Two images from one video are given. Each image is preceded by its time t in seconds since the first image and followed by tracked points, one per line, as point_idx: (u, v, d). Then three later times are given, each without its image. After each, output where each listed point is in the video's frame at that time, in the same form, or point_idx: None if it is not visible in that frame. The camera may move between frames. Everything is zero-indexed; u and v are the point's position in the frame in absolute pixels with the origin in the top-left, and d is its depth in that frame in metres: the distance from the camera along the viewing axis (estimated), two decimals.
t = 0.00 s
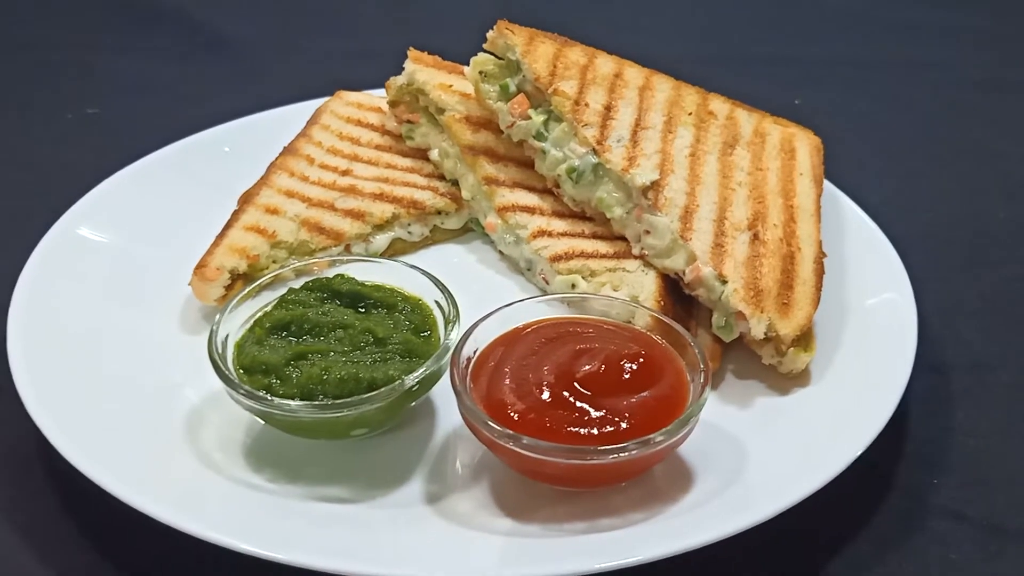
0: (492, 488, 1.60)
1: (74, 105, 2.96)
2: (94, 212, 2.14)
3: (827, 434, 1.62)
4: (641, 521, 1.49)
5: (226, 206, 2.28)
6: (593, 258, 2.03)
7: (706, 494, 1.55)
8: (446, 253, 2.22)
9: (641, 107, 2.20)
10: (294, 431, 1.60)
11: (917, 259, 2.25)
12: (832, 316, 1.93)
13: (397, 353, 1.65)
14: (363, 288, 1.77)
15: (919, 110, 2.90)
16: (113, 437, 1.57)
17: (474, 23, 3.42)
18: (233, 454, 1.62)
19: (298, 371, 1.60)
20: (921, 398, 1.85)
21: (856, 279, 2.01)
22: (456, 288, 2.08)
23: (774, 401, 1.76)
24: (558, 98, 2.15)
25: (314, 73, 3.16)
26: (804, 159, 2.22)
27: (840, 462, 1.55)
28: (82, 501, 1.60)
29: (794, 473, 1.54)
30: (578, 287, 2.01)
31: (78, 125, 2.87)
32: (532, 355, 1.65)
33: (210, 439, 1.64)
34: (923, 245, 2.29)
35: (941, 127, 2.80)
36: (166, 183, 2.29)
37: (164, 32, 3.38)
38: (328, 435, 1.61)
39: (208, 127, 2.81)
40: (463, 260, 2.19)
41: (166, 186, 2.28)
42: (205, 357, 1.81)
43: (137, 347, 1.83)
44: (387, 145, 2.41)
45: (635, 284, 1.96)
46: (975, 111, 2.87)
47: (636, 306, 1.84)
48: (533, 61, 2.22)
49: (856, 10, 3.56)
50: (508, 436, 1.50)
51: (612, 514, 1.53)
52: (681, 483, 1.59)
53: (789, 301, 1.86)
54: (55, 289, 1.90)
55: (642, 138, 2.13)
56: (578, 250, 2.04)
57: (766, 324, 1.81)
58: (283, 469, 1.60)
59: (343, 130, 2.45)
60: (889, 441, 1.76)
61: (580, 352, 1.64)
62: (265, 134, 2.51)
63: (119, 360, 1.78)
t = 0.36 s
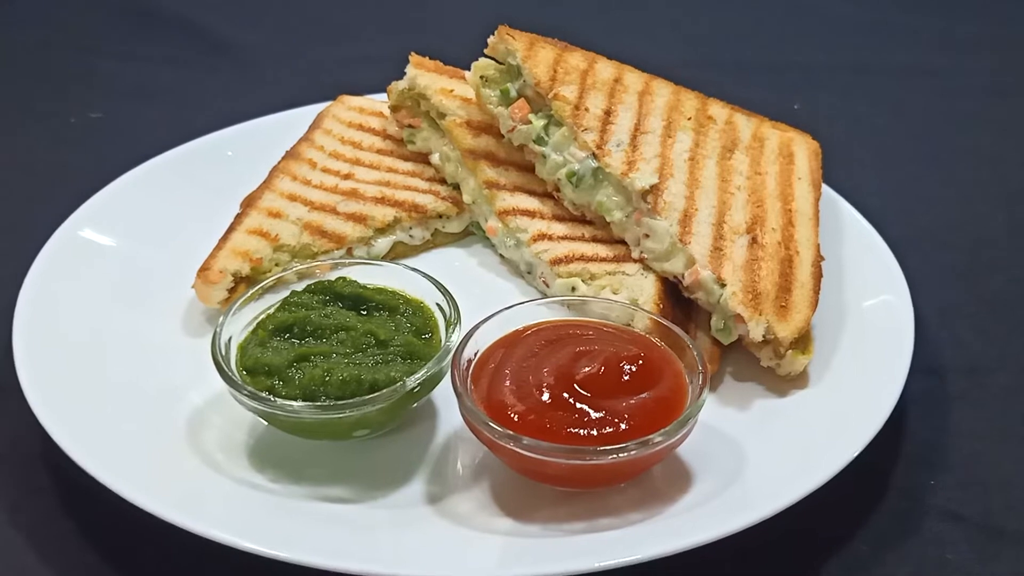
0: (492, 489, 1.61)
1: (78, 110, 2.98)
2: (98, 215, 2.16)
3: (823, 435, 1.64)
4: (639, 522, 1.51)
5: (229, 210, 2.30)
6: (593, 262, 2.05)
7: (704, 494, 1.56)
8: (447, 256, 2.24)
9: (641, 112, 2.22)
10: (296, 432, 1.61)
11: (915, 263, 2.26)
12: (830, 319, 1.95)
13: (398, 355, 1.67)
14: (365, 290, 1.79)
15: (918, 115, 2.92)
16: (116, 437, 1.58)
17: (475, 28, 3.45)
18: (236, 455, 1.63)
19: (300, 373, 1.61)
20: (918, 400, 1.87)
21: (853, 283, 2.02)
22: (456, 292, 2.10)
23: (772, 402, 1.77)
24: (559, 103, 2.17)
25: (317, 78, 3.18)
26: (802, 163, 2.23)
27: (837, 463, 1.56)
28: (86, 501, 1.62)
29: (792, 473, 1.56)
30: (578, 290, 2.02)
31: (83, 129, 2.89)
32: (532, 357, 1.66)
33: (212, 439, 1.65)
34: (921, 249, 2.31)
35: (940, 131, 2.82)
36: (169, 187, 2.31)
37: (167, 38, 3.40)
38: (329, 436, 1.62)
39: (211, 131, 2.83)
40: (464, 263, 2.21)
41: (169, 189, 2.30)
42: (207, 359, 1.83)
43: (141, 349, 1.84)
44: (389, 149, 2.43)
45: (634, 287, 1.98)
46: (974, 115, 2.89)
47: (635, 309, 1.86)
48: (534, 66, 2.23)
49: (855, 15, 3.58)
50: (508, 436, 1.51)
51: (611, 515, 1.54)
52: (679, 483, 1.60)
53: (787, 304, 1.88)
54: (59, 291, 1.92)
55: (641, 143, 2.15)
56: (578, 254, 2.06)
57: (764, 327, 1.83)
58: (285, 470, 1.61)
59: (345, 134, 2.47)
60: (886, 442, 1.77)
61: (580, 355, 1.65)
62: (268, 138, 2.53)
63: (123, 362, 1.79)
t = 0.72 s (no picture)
0: (497, 489, 1.64)
1: (87, 115, 3.01)
2: (109, 219, 2.19)
3: (823, 438, 1.67)
4: (642, 523, 1.54)
5: (238, 215, 2.33)
6: (597, 267, 2.08)
7: (705, 497, 1.59)
8: (453, 261, 2.27)
9: (644, 119, 2.25)
10: (304, 433, 1.64)
11: (915, 269, 2.29)
12: (830, 325, 1.97)
13: (405, 358, 1.69)
14: (373, 294, 1.82)
15: (920, 123, 2.94)
16: (127, 439, 1.61)
17: (481, 35, 3.48)
18: (245, 455, 1.66)
19: (309, 375, 1.64)
20: (917, 404, 1.89)
21: (854, 289, 2.05)
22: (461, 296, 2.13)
23: (773, 407, 1.80)
24: (564, 110, 2.20)
25: (323, 84, 3.22)
26: (804, 170, 2.26)
27: (837, 466, 1.59)
28: (99, 501, 1.64)
29: (792, 476, 1.59)
30: (582, 295, 2.05)
31: (93, 134, 2.92)
32: (537, 360, 1.69)
33: (221, 441, 1.68)
34: (922, 255, 2.33)
35: (941, 139, 2.84)
36: (179, 192, 2.34)
37: (176, 44, 3.44)
38: (337, 437, 1.65)
39: (219, 137, 2.86)
40: (470, 267, 2.24)
41: (179, 194, 2.33)
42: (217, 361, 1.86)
43: (151, 351, 1.87)
44: (396, 155, 2.46)
45: (637, 292, 2.01)
46: (972, 122, 2.92)
47: (638, 314, 1.89)
48: (539, 73, 2.27)
49: (855, 23, 3.62)
50: (513, 438, 1.54)
51: (614, 516, 1.57)
52: (681, 486, 1.63)
53: (788, 309, 1.90)
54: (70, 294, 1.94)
55: (645, 150, 2.17)
56: (582, 259, 2.09)
57: (766, 332, 1.85)
58: (293, 470, 1.64)
59: (353, 140, 2.50)
60: (885, 445, 1.80)
61: (584, 358, 1.68)
62: (276, 144, 2.57)
63: (133, 364, 1.82)
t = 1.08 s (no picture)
0: (497, 495, 1.63)
1: (99, 117, 3.04)
2: (116, 220, 2.20)
3: (824, 448, 1.66)
4: (641, 531, 1.53)
5: (244, 218, 2.34)
6: (600, 272, 2.07)
7: (705, 504, 1.58)
8: (457, 265, 2.27)
9: (651, 125, 2.24)
10: (303, 436, 1.64)
11: (923, 279, 2.26)
12: (835, 333, 1.96)
13: (405, 362, 1.69)
14: (375, 298, 1.82)
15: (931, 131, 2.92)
16: (126, 439, 1.62)
17: (491, 40, 3.48)
18: (244, 458, 1.66)
19: (308, 378, 1.64)
20: (922, 414, 1.87)
21: (859, 297, 2.03)
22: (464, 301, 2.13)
23: (775, 416, 1.79)
24: (569, 115, 2.20)
25: (332, 88, 3.23)
26: (811, 178, 2.24)
27: (838, 476, 1.57)
28: (101, 501, 1.65)
29: (792, 485, 1.58)
30: (585, 300, 2.04)
31: (103, 136, 2.95)
32: (537, 366, 1.69)
33: (221, 442, 1.69)
34: (930, 265, 2.31)
35: (952, 148, 2.82)
36: (186, 194, 2.35)
37: (189, 47, 3.47)
38: (336, 441, 1.65)
39: (228, 139, 2.88)
40: (475, 272, 2.24)
41: (186, 196, 2.35)
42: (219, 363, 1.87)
43: (155, 352, 1.88)
44: (403, 159, 2.46)
45: (641, 298, 2.00)
46: (983, 131, 2.90)
47: (641, 320, 1.88)
48: (546, 79, 2.26)
49: (867, 30, 3.60)
50: (512, 444, 1.54)
51: (613, 523, 1.56)
52: (681, 493, 1.62)
53: (791, 317, 1.89)
54: (77, 294, 1.96)
55: (651, 156, 2.17)
56: (585, 265, 2.08)
57: (769, 340, 1.84)
58: (292, 473, 1.64)
59: (360, 143, 2.50)
60: (889, 455, 1.78)
61: (584, 364, 1.68)
62: (283, 147, 2.58)
63: (136, 364, 1.83)
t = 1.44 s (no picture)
0: (485, 504, 1.63)
1: (105, 120, 3.06)
2: (116, 224, 2.21)
3: (816, 462, 1.64)
4: (628, 543, 1.52)
5: (244, 222, 2.34)
6: (597, 281, 2.07)
7: (695, 517, 1.57)
8: (455, 272, 2.26)
9: (650, 133, 2.24)
10: (293, 442, 1.64)
11: (925, 291, 2.24)
12: (832, 345, 1.94)
13: (396, 369, 1.69)
14: (368, 304, 1.82)
15: (938, 142, 2.89)
16: (116, 443, 1.63)
17: (497, 47, 3.49)
18: (235, 463, 1.66)
19: (298, 384, 1.65)
20: (920, 428, 1.85)
21: (857, 309, 2.02)
22: (461, 308, 2.12)
23: (769, 428, 1.78)
24: (569, 123, 2.20)
25: (338, 93, 3.25)
26: (812, 189, 2.23)
27: (828, 490, 1.56)
28: (92, 506, 1.66)
29: (783, 498, 1.56)
30: (581, 309, 2.04)
31: (109, 138, 2.97)
32: (528, 375, 1.68)
33: (212, 447, 1.68)
34: (932, 277, 2.29)
35: (958, 159, 2.79)
36: (187, 198, 2.36)
37: (197, 50, 3.49)
38: (326, 447, 1.65)
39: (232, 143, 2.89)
40: (472, 279, 2.23)
41: (187, 200, 2.35)
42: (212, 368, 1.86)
43: (149, 356, 1.89)
44: (403, 165, 2.46)
45: (636, 308, 1.99)
46: (990, 142, 2.87)
47: (635, 330, 1.86)
48: (546, 86, 2.26)
49: (876, 39, 3.58)
50: (500, 455, 1.53)
51: (600, 535, 1.55)
52: (671, 505, 1.61)
53: (787, 329, 1.88)
54: (75, 298, 1.97)
55: (650, 164, 2.16)
56: (582, 273, 2.08)
57: (763, 351, 1.83)
58: (282, 479, 1.64)
59: (361, 149, 2.50)
60: (884, 469, 1.76)
61: (575, 374, 1.67)
62: (285, 151, 2.58)
63: (130, 368, 1.84)
